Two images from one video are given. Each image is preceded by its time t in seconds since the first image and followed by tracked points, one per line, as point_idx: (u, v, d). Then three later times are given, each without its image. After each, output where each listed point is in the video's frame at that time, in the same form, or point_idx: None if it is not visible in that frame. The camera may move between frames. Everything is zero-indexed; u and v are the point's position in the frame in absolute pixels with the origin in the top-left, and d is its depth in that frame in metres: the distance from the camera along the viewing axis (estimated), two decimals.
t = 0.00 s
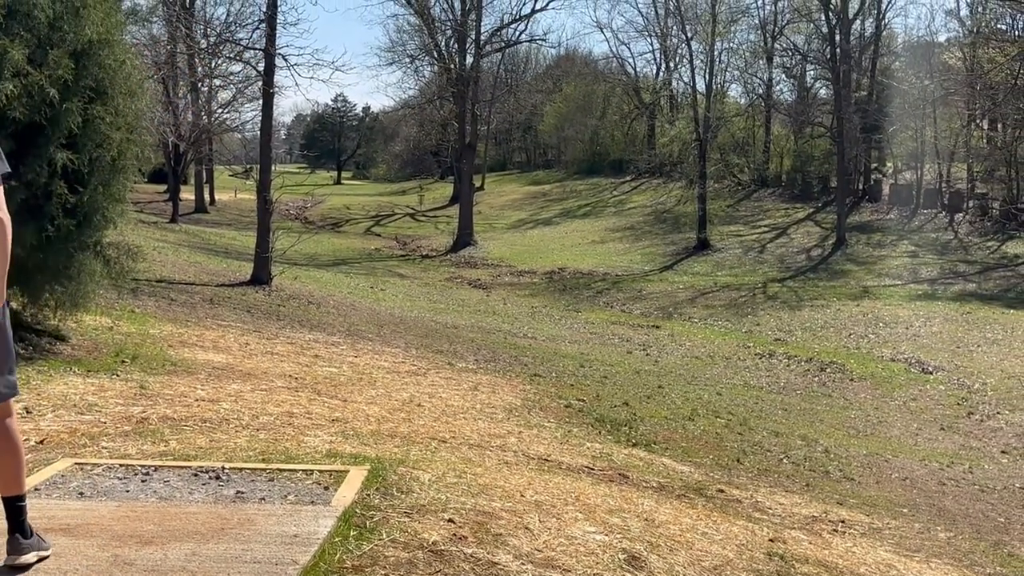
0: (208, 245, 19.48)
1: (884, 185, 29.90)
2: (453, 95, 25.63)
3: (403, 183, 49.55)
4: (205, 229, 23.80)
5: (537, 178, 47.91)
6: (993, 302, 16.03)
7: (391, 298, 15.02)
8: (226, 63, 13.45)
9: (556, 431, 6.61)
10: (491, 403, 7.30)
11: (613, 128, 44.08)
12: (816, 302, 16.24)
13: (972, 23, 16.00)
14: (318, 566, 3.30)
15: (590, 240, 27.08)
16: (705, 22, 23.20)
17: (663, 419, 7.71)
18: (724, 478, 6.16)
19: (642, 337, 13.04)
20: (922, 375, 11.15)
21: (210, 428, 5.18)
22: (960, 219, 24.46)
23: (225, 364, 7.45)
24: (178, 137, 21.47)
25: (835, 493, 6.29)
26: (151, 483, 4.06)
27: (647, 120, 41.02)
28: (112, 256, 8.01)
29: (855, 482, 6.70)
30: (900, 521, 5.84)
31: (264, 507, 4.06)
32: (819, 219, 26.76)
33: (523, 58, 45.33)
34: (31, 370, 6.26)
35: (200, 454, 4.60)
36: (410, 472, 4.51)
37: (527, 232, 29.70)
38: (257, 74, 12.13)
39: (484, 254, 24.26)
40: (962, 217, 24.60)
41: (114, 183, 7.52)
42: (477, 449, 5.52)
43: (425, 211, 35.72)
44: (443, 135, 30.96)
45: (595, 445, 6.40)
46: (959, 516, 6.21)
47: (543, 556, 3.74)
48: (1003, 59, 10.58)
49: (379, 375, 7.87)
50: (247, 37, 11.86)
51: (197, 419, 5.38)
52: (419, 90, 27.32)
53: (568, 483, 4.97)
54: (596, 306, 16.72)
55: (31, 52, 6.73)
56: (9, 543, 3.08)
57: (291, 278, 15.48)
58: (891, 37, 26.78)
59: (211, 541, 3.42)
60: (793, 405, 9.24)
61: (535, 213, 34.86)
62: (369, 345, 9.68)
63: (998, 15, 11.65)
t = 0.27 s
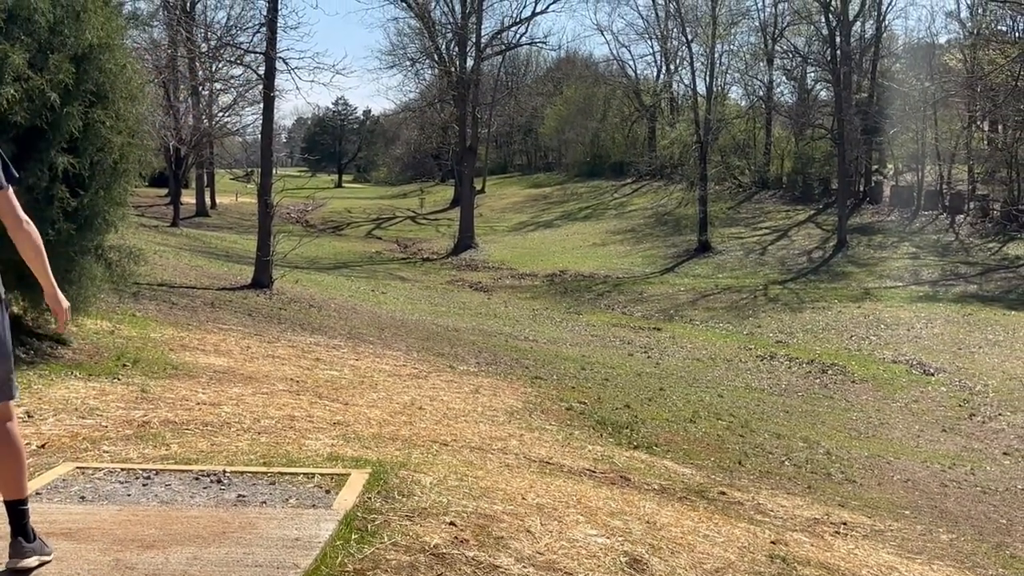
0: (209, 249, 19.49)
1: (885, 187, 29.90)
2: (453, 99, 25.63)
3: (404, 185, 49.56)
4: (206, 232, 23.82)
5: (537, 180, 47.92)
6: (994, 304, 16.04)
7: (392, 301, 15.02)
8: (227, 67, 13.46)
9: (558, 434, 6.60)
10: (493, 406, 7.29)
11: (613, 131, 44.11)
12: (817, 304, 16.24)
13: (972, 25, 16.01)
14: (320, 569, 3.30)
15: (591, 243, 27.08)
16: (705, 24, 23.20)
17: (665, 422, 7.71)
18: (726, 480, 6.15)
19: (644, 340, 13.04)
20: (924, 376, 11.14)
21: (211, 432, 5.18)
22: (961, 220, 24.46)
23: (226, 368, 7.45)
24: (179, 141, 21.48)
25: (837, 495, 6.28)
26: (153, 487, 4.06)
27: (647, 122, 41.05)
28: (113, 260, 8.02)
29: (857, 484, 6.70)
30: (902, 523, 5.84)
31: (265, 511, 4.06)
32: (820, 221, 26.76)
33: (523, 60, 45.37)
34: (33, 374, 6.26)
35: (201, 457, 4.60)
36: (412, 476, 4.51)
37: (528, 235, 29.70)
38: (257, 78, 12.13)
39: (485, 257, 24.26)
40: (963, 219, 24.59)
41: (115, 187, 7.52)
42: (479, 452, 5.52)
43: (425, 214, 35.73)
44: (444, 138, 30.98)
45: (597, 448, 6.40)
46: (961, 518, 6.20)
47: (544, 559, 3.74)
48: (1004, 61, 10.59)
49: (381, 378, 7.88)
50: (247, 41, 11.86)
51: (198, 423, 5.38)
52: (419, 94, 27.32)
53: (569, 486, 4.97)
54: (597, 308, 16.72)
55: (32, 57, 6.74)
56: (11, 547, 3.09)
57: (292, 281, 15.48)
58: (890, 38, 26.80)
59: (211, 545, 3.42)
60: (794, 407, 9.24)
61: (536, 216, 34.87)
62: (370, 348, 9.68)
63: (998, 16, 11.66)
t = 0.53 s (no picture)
0: (211, 252, 19.50)
1: (886, 189, 29.89)
2: (454, 102, 25.64)
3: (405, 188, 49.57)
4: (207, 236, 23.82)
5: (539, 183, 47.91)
6: (996, 306, 16.02)
7: (394, 305, 15.02)
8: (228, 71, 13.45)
9: (559, 437, 6.60)
10: (494, 408, 7.28)
11: (614, 133, 44.14)
12: (818, 306, 16.23)
13: (973, 27, 16.03)
14: (321, 573, 3.29)
15: (592, 246, 27.08)
16: (706, 27, 23.21)
17: (666, 424, 7.71)
18: (727, 483, 6.15)
19: (646, 342, 13.03)
20: (926, 378, 11.14)
21: (213, 436, 5.18)
22: (962, 222, 24.44)
23: (228, 372, 7.45)
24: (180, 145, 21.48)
25: (839, 498, 6.26)
26: (154, 491, 4.06)
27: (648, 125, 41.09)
28: (115, 264, 8.00)
29: (858, 486, 6.70)
30: (904, 526, 5.83)
31: (266, 515, 4.07)
32: (821, 224, 26.76)
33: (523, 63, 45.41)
34: (35, 378, 6.26)
35: (203, 461, 4.60)
36: (413, 479, 4.51)
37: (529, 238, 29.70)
38: (259, 82, 12.14)
39: (486, 260, 24.26)
40: (964, 220, 24.57)
41: (116, 191, 7.52)
42: (480, 454, 5.52)
43: (426, 217, 35.75)
44: (445, 141, 31.00)
45: (599, 451, 6.39)
46: (963, 520, 6.20)
47: (548, 562, 3.74)
48: (1005, 63, 10.59)
49: (382, 382, 7.88)
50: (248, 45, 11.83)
51: (200, 426, 5.38)
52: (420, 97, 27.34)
53: (571, 489, 4.97)
54: (599, 311, 16.71)
55: (33, 62, 6.73)
56: (13, 552, 3.09)
57: (293, 285, 15.51)
58: (891, 40, 26.78)
59: (212, 549, 3.41)
60: (796, 410, 9.23)
61: (537, 219, 34.88)
62: (372, 351, 9.68)
63: (999, 18, 11.65)
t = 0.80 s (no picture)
0: (213, 257, 19.50)
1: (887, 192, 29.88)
2: (456, 107, 25.67)
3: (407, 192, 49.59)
4: (209, 241, 23.84)
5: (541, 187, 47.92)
6: (998, 309, 16.01)
7: (395, 309, 15.01)
8: (230, 76, 13.47)
9: (561, 442, 6.60)
10: (496, 413, 7.28)
11: (615, 138, 44.17)
12: (820, 310, 16.22)
13: (974, 31, 16.04)
14: None
15: (594, 251, 27.08)
16: (707, 31, 23.21)
17: (668, 428, 7.71)
18: (730, 487, 6.14)
19: (647, 346, 13.04)
20: (927, 382, 11.12)
21: (215, 440, 5.18)
22: (964, 225, 24.42)
23: (230, 377, 7.45)
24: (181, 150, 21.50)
25: (842, 502, 6.25)
26: (155, 496, 4.06)
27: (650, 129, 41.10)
28: (117, 270, 8.01)
29: (861, 490, 6.69)
30: (906, 529, 5.82)
31: (268, 520, 4.07)
32: (822, 227, 26.75)
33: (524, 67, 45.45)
34: (37, 384, 6.26)
35: (204, 466, 4.60)
36: (415, 483, 4.50)
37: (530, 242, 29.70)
38: (260, 87, 12.16)
39: (488, 265, 24.25)
40: (966, 223, 24.55)
41: (118, 197, 7.53)
42: (482, 459, 5.52)
43: (428, 222, 35.77)
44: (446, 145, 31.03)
45: (601, 455, 6.39)
46: (966, 524, 6.19)
47: (551, 567, 3.73)
48: (1006, 67, 10.59)
49: (384, 386, 7.88)
50: (250, 50, 11.84)
51: (202, 431, 5.38)
52: (422, 102, 27.36)
53: (573, 493, 4.96)
54: (601, 316, 16.70)
55: (35, 68, 6.75)
56: (13, 556, 3.09)
57: (295, 290, 15.52)
58: (892, 44, 26.78)
59: (214, 554, 3.41)
60: (799, 414, 9.22)
61: (539, 223, 34.88)
62: (374, 356, 9.68)
63: (1000, 21, 11.66)
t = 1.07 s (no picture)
0: (215, 263, 19.51)
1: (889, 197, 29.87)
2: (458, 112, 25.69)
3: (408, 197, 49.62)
4: (212, 247, 23.86)
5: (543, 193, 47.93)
6: (1001, 315, 16.00)
7: (398, 316, 15.00)
8: (232, 82, 13.49)
9: (564, 448, 6.59)
10: (498, 419, 7.27)
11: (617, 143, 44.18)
12: (823, 315, 16.21)
13: (976, 36, 16.05)
14: None
15: (596, 256, 27.08)
16: (709, 37, 23.22)
17: (671, 434, 7.70)
18: (732, 493, 6.13)
19: (650, 352, 13.04)
20: (931, 388, 11.11)
21: (217, 447, 5.18)
22: (966, 230, 24.40)
23: (232, 383, 7.45)
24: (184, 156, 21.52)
25: (845, 508, 6.24)
26: (158, 502, 4.06)
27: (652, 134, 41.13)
28: (120, 276, 8.02)
29: (864, 496, 6.68)
30: (910, 535, 5.81)
31: (270, 526, 4.06)
32: (824, 232, 26.74)
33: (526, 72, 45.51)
34: (39, 390, 6.26)
35: (207, 472, 4.60)
36: (417, 489, 4.50)
37: (532, 248, 29.70)
38: (262, 93, 12.17)
39: (490, 270, 24.25)
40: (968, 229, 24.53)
41: (120, 204, 7.55)
42: (485, 465, 5.52)
43: (430, 228, 35.75)
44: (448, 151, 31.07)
45: (604, 461, 6.39)
46: (969, 530, 6.18)
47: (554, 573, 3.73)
48: (1009, 73, 10.59)
49: (386, 392, 7.87)
50: (252, 57, 11.86)
51: (204, 437, 5.38)
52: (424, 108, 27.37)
53: (576, 500, 4.95)
54: (603, 321, 16.68)
55: (38, 75, 6.76)
56: (10, 563, 3.08)
57: (297, 295, 15.54)
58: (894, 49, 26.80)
59: (216, 561, 3.41)
60: (801, 420, 9.21)
61: (541, 229, 34.87)
62: (376, 362, 9.68)
63: (1002, 27, 11.66)
